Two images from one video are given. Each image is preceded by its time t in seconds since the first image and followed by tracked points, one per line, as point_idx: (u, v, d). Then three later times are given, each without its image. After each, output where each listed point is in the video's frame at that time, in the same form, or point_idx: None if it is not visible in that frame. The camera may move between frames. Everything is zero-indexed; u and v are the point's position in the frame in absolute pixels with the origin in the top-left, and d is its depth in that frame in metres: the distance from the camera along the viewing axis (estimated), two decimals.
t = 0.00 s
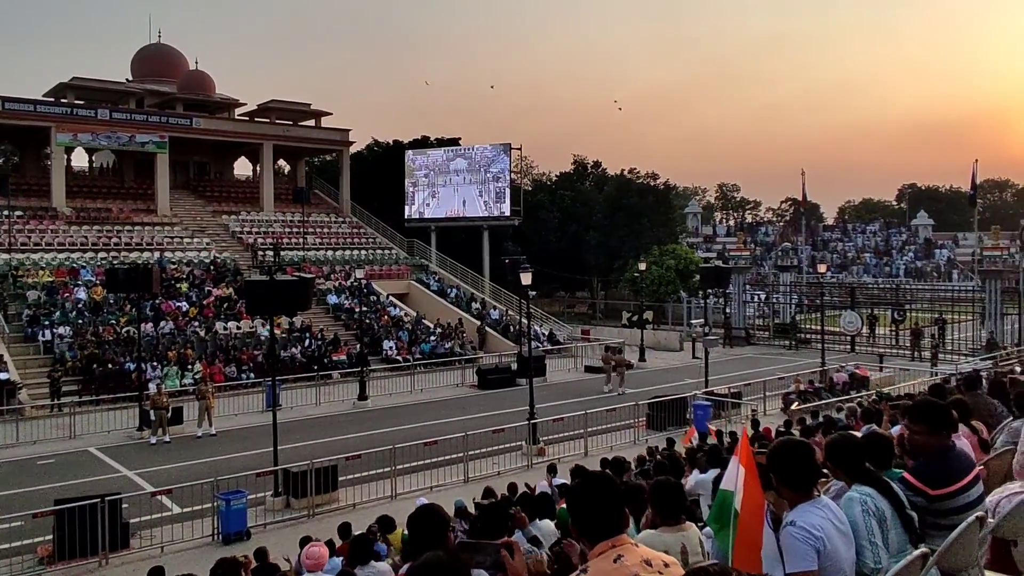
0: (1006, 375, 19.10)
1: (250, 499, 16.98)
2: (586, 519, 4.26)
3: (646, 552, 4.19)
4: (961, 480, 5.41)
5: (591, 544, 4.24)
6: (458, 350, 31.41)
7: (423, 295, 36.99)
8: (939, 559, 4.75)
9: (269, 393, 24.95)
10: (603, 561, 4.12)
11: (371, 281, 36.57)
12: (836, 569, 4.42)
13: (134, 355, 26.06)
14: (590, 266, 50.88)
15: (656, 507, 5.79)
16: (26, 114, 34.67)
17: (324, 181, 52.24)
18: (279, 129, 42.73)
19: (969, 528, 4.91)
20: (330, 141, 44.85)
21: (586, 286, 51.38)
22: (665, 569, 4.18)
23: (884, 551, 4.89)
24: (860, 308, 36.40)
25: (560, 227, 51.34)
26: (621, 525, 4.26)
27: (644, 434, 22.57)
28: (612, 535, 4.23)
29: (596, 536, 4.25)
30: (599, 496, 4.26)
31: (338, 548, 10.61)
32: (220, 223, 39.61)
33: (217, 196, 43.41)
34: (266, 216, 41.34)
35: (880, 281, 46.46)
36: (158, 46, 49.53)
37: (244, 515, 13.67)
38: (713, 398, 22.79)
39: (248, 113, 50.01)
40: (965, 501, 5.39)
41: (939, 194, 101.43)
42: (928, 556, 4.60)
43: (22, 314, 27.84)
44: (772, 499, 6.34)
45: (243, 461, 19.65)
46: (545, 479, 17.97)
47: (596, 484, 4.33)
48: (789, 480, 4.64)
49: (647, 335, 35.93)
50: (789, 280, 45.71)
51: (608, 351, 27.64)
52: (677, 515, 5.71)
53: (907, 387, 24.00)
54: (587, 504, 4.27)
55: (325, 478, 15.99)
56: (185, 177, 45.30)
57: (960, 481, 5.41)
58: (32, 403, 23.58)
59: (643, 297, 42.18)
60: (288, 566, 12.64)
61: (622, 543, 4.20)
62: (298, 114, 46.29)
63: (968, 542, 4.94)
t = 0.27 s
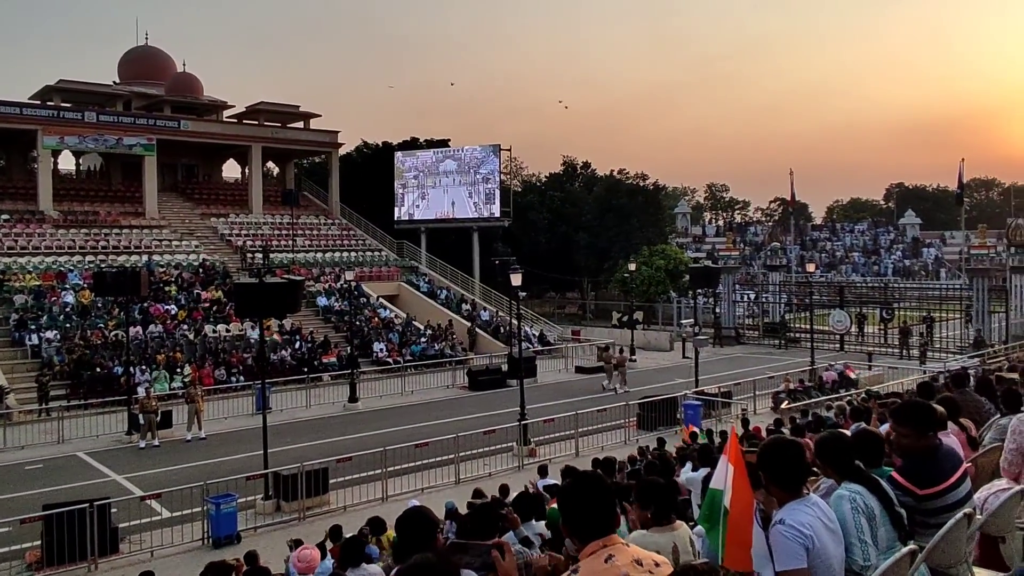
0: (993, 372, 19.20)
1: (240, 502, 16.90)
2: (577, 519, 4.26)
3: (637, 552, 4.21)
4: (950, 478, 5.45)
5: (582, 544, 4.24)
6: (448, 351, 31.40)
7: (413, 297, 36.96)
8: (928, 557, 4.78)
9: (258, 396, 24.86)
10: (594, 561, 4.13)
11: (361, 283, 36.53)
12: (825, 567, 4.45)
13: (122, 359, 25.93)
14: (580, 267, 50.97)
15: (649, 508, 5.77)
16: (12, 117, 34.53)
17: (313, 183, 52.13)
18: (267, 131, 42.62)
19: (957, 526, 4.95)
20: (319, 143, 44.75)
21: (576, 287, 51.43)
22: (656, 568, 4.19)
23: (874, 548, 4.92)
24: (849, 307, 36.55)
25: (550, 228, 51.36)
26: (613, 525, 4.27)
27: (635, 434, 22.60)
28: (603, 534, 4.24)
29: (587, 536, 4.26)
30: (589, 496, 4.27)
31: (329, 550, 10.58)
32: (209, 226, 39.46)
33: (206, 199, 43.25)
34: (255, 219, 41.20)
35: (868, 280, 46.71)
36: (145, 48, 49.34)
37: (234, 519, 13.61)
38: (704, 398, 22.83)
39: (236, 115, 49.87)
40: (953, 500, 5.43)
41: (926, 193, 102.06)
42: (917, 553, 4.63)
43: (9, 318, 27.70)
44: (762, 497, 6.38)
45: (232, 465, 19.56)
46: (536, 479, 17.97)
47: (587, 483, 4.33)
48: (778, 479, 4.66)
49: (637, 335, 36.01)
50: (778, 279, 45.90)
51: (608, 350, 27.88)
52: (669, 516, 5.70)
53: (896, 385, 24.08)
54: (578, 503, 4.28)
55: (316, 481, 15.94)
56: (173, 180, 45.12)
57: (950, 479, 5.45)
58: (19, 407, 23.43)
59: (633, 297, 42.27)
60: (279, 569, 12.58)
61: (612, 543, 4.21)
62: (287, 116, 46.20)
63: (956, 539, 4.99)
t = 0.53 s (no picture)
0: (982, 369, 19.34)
1: (232, 504, 16.82)
2: (569, 518, 4.26)
3: (629, 551, 4.22)
4: (940, 476, 5.47)
5: (573, 543, 4.25)
6: (440, 351, 31.39)
7: (404, 298, 36.93)
8: (918, 553, 4.80)
9: (249, 397, 24.78)
10: (586, 561, 4.14)
11: (352, 284, 36.50)
12: (816, 565, 4.45)
13: (112, 361, 25.78)
14: (571, 267, 51.03)
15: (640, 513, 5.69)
16: None
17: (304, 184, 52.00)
18: (257, 132, 42.50)
19: (947, 523, 4.97)
20: (309, 144, 44.66)
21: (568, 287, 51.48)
22: (647, 567, 4.20)
23: (865, 545, 4.94)
24: (839, 305, 36.73)
25: (541, 229, 51.41)
26: (605, 523, 4.26)
27: (626, 433, 22.62)
28: (595, 533, 4.24)
29: (579, 535, 4.26)
30: (582, 494, 4.26)
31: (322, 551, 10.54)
32: (199, 227, 39.30)
33: (195, 200, 43.07)
34: (245, 220, 41.06)
35: (858, 279, 46.98)
36: (134, 49, 49.15)
37: (225, 521, 13.54)
38: (695, 397, 22.85)
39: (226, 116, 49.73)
40: (943, 496, 5.46)
41: (915, 192, 102.65)
42: (908, 549, 4.64)
43: None
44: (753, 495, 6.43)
45: (223, 467, 19.48)
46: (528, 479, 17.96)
47: (579, 482, 4.32)
48: (769, 478, 4.66)
49: (629, 334, 36.08)
50: (768, 278, 46.08)
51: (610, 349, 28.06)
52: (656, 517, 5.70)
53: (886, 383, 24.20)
54: (570, 502, 4.27)
55: (307, 483, 15.88)
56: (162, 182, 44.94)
57: (939, 476, 5.47)
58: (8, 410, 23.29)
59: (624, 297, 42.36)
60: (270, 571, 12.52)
61: (605, 541, 4.22)
62: (277, 117, 46.09)
63: (946, 536, 5.01)
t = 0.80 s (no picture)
0: (973, 367, 19.42)
1: (225, 505, 16.76)
2: (564, 515, 4.24)
3: (625, 549, 4.21)
4: (933, 471, 5.49)
5: (569, 541, 4.23)
6: (433, 351, 31.37)
7: (398, 297, 36.92)
8: (912, 549, 4.82)
9: (242, 397, 24.71)
10: (581, 560, 4.13)
11: (345, 283, 36.48)
12: (809, 562, 4.47)
13: (103, 361, 25.67)
14: (564, 266, 51.04)
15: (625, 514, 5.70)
16: None
17: (296, 183, 51.88)
18: (250, 131, 42.39)
19: (939, 519, 4.99)
20: (302, 143, 44.58)
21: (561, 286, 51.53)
22: (643, 566, 4.19)
23: (858, 541, 4.95)
24: (831, 304, 36.84)
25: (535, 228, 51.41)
26: (600, 523, 4.25)
27: (620, 432, 22.63)
28: (591, 531, 4.23)
29: (575, 533, 4.24)
30: (578, 491, 4.24)
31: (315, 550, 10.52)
32: (191, 227, 39.17)
33: (187, 200, 42.93)
34: (238, 219, 40.95)
35: (850, 277, 47.17)
36: (126, 48, 48.97)
37: (218, 521, 13.49)
38: (688, 395, 22.85)
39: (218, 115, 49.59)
40: (936, 493, 5.47)
41: (907, 191, 103.00)
42: (901, 546, 4.66)
43: None
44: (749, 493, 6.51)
45: (215, 467, 19.41)
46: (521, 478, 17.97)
47: (574, 479, 4.30)
48: (763, 475, 4.65)
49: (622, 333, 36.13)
50: (761, 277, 46.21)
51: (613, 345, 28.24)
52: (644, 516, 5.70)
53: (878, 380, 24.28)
54: (566, 501, 4.25)
55: (301, 482, 15.85)
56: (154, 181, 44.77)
57: (933, 472, 5.49)
58: None
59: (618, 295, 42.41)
60: (264, 571, 12.49)
61: (600, 540, 4.21)
62: (269, 116, 45.98)
63: (939, 532, 5.03)
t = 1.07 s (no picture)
0: (966, 365, 19.49)
1: (219, 504, 16.74)
2: (560, 514, 4.26)
3: (620, 548, 4.22)
4: (928, 469, 5.52)
5: (565, 539, 4.24)
6: (428, 350, 31.37)
7: (393, 296, 36.91)
8: (906, 547, 4.84)
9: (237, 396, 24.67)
10: (577, 558, 4.13)
11: (340, 283, 36.47)
12: (805, 559, 4.48)
13: (97, 360, 25.62)
14: (559, 265, 51.09)
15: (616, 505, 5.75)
16: None
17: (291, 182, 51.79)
18: (244, 130, 42.32)
19: (934, 517, 5.01)
20: (296, 142, 44.51)
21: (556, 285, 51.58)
22: (639, 564, 4.19)
23: (853, 539, 4.98)
24: (825, 302, 36.97)
25: (530, 227, 51.42)
26: (595, 520, 4.25)
27: (615, 430, 22.66)
28: (587, 530, 4.23)
29: (571, 532, 4.25)
30: (575, 490, 4.27)
31: (311, 550, 10.50)
32: (185, 226, 39.09)
33: (181, 199, 42.84)
34: (232, 219, 40.87)
35: (843, 276, 47.35)
36: (119, 47, 48.84)
37: (213, 521, 13.47)
38: (683, 394, 22.88)
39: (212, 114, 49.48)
40: (930, 490, 5.50)
41: (901, 190, 103.37)
42: (896, 543, 4.67)
43: None
44: (745, 490, 6.53)
45: (210, 467, 19.38)
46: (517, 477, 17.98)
47: (571, 479, 4.33)
48: (758, 473, 4.67)
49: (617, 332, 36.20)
50: (756, 276, 46.30)
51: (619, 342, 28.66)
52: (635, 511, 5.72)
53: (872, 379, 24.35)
54: (564, 500, 4.27)
55: (295, 482, 15.84)
56: (148, 180, 44.66)
57: (927, 470, 5.51)
58: None
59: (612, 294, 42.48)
60: (258, 570, 12.47)
61: (596, 539, 4.22)
62: (264, 115, 45.92)
63: (933, 531, 5.05)
